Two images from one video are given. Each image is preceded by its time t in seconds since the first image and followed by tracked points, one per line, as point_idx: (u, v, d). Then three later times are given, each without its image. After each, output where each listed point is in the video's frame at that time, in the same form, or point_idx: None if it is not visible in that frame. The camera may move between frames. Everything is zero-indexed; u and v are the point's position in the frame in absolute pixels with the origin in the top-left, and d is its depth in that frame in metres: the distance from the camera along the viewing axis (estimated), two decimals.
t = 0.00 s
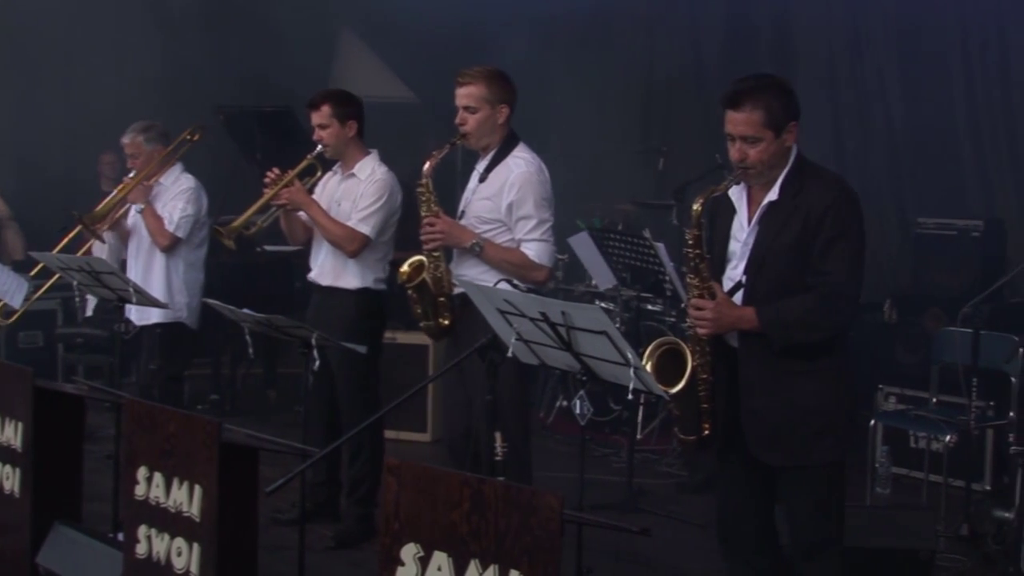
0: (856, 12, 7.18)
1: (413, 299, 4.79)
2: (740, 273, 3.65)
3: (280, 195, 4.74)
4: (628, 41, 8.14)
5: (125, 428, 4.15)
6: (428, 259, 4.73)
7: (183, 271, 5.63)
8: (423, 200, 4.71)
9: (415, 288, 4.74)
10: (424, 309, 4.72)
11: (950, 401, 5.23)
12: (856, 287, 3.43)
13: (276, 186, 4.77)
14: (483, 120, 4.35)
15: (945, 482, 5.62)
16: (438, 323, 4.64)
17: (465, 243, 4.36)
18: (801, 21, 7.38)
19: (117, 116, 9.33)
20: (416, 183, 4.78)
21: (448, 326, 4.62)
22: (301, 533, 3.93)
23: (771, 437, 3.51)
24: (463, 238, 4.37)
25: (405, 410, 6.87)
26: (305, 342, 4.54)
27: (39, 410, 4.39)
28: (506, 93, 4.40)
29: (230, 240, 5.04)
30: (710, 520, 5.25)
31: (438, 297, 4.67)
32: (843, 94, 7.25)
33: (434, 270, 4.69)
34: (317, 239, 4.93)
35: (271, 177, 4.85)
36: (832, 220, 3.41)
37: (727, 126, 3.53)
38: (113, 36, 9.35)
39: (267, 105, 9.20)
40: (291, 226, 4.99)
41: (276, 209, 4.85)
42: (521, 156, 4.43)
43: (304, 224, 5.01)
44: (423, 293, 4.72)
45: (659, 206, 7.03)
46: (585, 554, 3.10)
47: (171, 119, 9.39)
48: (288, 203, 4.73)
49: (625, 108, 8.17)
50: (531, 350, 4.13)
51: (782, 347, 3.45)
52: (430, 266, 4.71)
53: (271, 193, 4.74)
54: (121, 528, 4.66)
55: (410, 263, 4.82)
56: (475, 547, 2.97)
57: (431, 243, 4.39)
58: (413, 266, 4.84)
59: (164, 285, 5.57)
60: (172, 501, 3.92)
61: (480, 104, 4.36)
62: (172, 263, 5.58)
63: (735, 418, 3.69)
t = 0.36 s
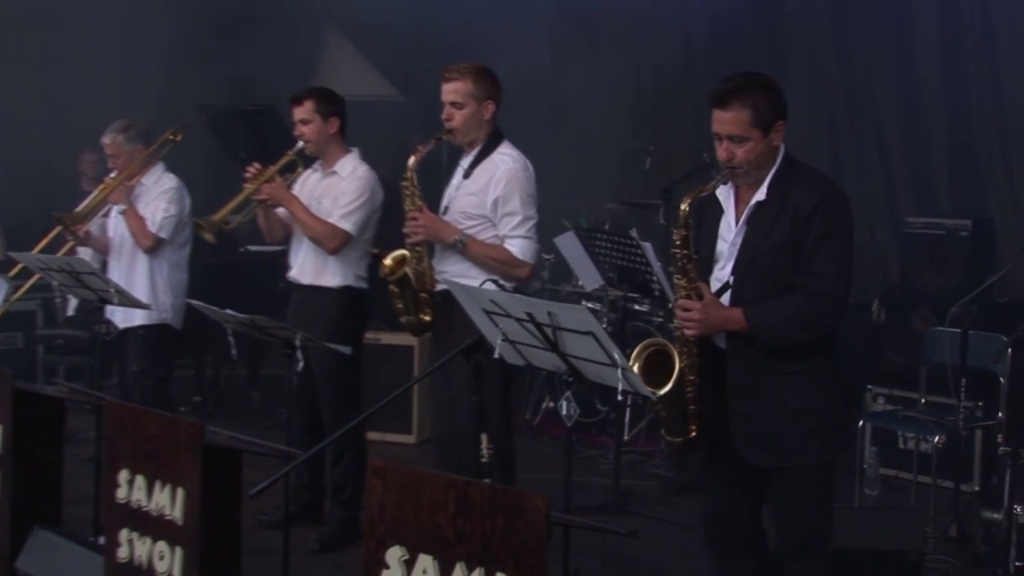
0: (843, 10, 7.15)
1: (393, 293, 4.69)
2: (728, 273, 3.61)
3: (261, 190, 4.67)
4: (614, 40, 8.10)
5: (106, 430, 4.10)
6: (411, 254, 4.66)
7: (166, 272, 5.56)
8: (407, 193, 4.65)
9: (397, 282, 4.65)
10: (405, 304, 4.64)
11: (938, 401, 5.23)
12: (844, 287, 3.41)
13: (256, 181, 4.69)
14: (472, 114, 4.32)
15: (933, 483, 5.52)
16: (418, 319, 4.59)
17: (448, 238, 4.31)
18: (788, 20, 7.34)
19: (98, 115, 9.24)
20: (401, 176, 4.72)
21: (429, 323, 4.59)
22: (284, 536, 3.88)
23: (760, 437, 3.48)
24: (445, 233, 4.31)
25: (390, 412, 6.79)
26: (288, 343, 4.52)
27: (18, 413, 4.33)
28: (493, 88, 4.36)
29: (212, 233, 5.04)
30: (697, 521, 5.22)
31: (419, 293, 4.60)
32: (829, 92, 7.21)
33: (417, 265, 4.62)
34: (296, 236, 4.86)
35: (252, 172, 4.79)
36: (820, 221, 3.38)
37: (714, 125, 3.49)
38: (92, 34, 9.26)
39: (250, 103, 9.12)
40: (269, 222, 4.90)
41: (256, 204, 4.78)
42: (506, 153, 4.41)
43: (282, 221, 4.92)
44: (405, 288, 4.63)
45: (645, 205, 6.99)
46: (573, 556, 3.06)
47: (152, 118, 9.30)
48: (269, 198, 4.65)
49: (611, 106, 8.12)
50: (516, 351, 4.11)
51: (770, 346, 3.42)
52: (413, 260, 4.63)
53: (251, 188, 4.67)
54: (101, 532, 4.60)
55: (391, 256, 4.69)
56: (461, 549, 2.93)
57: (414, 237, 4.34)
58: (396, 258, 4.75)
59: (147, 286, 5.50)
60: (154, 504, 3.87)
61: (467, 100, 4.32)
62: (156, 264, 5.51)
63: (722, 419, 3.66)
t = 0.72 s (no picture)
0: None
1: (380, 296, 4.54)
2: (717, 273, 3.51)
3: (232, 183, 4.57)
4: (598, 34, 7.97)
5: (77, 434, 3.98)
6: (396, 255, 4.51)
7: (142, 273, 5.44)
8: (391, 194, 4.54)
9: (384, 285, 4.50)
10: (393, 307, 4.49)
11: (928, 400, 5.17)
12: (835, 287, 3.31)
13: (228, 174, 4.59)
14: (449, 112, 4.21)
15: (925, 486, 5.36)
16: (406, 322, 4.46)
17: (435, 238, 4.22)
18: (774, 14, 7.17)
19: (74, 112, 9.07)
20: (384, 176, 4.60)
21: (416, 325, 4.46)
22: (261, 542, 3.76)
23: (750, 441, 3.37)
24: (432, 232, 4.22)
25: (369, 415, 6.63)
26: (265, 344, 4.43)
27: None
28: (469, 84, 4.25)
29: (180, 226, 4.78)
30: (684, 526, 5.10)
31: (405, 295, 4.46)
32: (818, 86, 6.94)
33: (402, 265, 4.48)
34: (268, 233, 4.73)
35: (224, 165, 4.64)
36: (812, 220, 3.28)
37: (703, 122, 3.39)
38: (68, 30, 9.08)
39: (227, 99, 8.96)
40: (240, 219, 4.77)
41: (226, 199, 4.68)
42: (488, 149, 4.32)
43: (254, 219, 4.80)
44: (392, 291, 4.48)
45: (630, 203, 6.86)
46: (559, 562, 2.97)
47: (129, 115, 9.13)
48: (241, 192, 4.56)
49: (591, 102, 7.90)
50: (499, 352, 4.06)
51: (762, 347, 3.33)
52: (399, 262, 4.48)
53: (222, 182, 4.57)
54: (73, 540, 4.48)
55: (378, 258, 4.54)
56: (442, 556, 2.83)
57: (401, 238, 4.21)
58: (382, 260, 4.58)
59: (123, 287, 5.37)
60: (127, 511, 3.75)
61: (444, 96, 4.21)
62: (131, 264, 5.39)
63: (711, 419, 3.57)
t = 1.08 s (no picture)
0: None
1: (361, 298, 4.38)
2: (705, 272, 3.39)
3: (203, 179, 4.50)
4: (583, 29, 7.84)
5: (45, 439, 3.84)
6: (378, 257, 4.37)
7: (115, 273, 5.30)
8: (369, 193, 4.39)
9: (365, 287, 4.34)
10: (374, 310, 4.34)
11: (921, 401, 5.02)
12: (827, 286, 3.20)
13: (199, 171, 4.52)
14: (427, 108, 4.07)
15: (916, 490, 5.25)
16: (387, 324, 4.33)
17: (417, 237, 4.07)
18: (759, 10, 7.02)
19: (46, 108, 8.88)
20: (362, 177, 4.45)
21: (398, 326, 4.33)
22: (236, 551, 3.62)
23: (739, 445, 3.27)
24: (415, 232, 4.08)
25: (345, 418, 6.46)
26: (240, 346, 4.36)
27: None
28: (446, 79, 4.13)
29: (151, 225, 4.63)
30: (670, 532, 4.98)
31: (387, 296, 4.32)
32: (805, 84, 6.85)
33: (385, 267, 4.34)
34: (241, 233, 4.65)
35: (196, 161, 4.56)
36: (802, 217, 3.18)
37: (689, 118, 3.28)
38: (38, 25, 8.86)
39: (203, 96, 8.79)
40: (212, 218, 4.66)
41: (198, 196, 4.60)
42: (467, 144, 4.21)
43: (227, 217, 4.69)
44: (373, 292, 4.34)
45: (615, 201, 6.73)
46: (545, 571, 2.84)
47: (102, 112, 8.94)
48: (212, 189, 4.49)
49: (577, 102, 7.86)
50: (482, 354, 4.00)
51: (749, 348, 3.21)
52: (381, 264, 4.33)
53: (194, 179, 4.49)
54: (41, 549, 4.34)
55: (360, 260, 4.40)
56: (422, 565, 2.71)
57: (381, 236, 4.05)
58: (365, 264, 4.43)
59: (93, 287, 5.23)
60: (97, 519, 3.62)
61: (422, 92, 4.08)
62: (103, 264, 5.25)
63: (698, 422, 3.46)
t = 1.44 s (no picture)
0: None
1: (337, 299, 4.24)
2: (693, 271, 3.25)
3: (174, 175, 4.32)
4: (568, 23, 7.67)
5: (7, 446, 3.65)
6: (355, 256, 4.20)
7: (86, 274, 5.13)
8: (344, 192, 4.23)
9: (340, 288, 4.20)
10: (350, 312, 4.21)
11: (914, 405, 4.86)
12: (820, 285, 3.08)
13: (169, 166, 4.34)
14: (403, 101, 3.94)
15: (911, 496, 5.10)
16: (365, 326, 4.20)
17: (394, 233, 3.96)
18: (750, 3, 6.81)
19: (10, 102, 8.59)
20: (336, 175, 4.27)
21: (375, 329, 4.21)
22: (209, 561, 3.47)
23: (726, 449, 3.16)
24: (393, 228, 3.96)
25: (322, 424, 6.24)
26: (212, 349, 4.19)
27: None
28: (424, 71, 4.01)
29: (118, 223, 4.45)
30: (659, 541, 4.82)
31: (364, 298, 4.18)
32: (798, 79, 6.65)
33: (361, 268, 4.18)
34: (214, 231, 4.49)
35: (166, 156, 4.38)
36: (793, 214, 3.05)
37: (676, 111, 3.14)
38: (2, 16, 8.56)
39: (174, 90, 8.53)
40: (183, 216, 4.49)
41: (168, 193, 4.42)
42: (445, 139, 4.08)
43: (198, 215, 4.52)
44: (349, 294, 4.19)
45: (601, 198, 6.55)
46: None
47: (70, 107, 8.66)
48: (183, 185, 4.31)
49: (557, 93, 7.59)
50: (463, 356, 3.88)
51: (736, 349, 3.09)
52: (357, 264, 4.19)
53: (163, 175, 4.32)
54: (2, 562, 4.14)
55: (335, 259, 4.24)
56: None
57: (356, 235, 3.94)
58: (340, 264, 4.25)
59: (62, 288, 5.05)
60: (62, 529, 3.45)
61: (398, 84, 3.95)
62: (74, 264, 5.08)
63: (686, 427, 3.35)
